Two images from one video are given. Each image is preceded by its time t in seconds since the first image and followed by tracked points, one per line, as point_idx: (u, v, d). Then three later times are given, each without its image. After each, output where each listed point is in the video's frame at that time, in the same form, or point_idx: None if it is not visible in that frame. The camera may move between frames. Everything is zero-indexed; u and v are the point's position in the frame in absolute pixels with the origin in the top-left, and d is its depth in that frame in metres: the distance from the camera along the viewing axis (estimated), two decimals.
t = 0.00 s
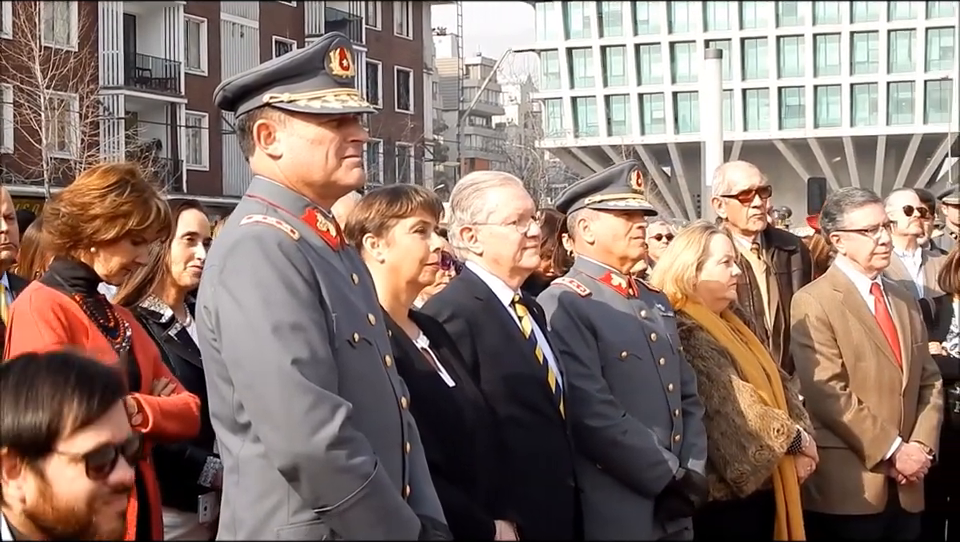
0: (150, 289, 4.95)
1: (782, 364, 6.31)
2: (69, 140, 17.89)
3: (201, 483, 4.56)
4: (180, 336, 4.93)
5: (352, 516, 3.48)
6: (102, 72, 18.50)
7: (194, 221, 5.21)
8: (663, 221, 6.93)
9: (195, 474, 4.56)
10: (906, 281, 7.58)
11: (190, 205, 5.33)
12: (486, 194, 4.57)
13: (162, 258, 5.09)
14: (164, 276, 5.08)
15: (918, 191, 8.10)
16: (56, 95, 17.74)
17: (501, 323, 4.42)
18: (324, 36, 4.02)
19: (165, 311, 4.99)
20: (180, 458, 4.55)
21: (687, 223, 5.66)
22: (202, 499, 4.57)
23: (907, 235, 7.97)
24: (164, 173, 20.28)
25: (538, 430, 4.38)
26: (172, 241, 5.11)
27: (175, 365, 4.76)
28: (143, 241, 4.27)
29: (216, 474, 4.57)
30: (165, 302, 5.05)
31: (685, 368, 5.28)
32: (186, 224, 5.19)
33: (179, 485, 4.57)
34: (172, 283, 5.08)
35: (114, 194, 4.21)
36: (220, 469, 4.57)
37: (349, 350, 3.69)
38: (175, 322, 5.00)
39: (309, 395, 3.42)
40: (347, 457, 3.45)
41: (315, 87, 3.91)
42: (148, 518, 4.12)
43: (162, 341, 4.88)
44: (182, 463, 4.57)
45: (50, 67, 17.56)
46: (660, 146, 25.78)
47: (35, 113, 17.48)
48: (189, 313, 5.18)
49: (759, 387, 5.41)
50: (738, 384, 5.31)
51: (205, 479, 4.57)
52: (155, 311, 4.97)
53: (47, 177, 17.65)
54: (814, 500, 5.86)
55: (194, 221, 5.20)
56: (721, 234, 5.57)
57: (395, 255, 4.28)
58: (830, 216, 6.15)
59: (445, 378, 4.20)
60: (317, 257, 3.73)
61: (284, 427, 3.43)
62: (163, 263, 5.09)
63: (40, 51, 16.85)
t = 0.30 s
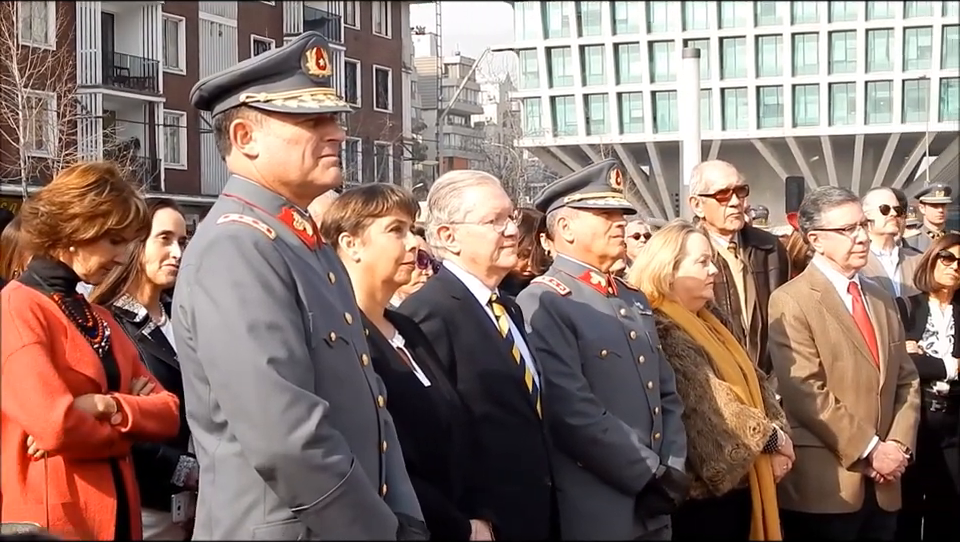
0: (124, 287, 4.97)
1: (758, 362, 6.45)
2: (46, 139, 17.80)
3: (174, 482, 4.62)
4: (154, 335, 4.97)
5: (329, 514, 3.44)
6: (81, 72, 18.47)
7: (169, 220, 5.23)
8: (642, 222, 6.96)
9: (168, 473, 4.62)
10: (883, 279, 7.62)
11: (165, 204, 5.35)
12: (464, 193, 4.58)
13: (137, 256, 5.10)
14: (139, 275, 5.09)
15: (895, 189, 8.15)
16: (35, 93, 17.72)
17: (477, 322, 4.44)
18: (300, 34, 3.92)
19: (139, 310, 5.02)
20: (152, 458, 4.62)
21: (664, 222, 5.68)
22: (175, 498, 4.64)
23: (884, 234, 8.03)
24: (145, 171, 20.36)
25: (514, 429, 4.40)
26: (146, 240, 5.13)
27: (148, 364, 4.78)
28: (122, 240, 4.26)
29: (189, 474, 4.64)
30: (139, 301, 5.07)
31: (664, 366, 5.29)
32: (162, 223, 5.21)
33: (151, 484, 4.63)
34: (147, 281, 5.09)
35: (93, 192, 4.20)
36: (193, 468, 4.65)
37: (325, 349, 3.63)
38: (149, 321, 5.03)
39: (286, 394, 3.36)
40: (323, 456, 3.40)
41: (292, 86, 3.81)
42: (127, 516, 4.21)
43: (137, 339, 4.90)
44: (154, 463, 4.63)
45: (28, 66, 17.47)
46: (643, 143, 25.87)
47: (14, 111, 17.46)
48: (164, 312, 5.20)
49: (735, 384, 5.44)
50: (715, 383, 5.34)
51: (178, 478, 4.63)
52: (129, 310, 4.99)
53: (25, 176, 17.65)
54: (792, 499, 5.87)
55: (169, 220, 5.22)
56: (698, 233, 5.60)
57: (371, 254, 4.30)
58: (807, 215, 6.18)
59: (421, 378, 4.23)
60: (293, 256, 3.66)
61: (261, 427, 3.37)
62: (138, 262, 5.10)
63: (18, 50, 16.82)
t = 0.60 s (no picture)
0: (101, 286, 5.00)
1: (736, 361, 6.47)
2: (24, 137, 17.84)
3: (152, 481, 4.62)
4: (131, 334, 4.96)
5: (304, 513, 3.40)
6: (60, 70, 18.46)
7: (146, 219, 5.25)
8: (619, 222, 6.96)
9: (146, 472, 4.61)
10: (861, 279, 7.66)
11: (142, 203, 5.37)
12: (442, 193, 4.57)
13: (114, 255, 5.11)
14: (116, 274, 5.10)
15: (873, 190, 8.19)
16: (13, 91, 17.70)
17: (455, 321, 4.44)
18: (278, 34, 3.85)
19: (116, 309, 5.00)
20: (131, 458, 4.60)
21: (646, 222, 5.68)
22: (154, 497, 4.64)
23: (861, 234, 8.08)
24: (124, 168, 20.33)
25: (492, 429, 4.40)
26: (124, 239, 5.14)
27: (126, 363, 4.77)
28: (103, 236, 4.27)
29: (168, 473, 4.64)
30: (116, 300, 5.07)
31: (645, 367, 5.30)
32: (139, 222, 5.23)
33: (130, 483, 4.63)
34: (124, 280, 5.10)
35: (73, 189, 4.22)
36: (172, 468, 4.64)
37: (301, 349, 3.57)
38: (126, 320, 5.02)
39: (259, 393, 3.32)
40: (297, 455, 3.35)
41: (268, 87, 3.75)
42: (109, 517, 4.20)
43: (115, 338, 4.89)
44: (133, 463, 4.61)
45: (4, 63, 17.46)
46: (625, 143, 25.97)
47: None
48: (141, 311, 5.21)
49: (711, 382, 5.47)
50: (692, 382, 5.37)
51: (157, 478, 4.63)
52: (105, 309, 4.96)
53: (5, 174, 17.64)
54: (770, 499, 5.88)
55: (146, 219, 5.24)
56: (681, 233, 5.59)
57: (347, 254, 4.31)
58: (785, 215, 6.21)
59: (398, 378, 4.23)
60: (269, 255, 3.61)
61: (235, 426, 3.33)
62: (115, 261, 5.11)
63: None
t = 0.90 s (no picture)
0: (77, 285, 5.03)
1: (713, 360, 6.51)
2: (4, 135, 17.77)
3: (130, 481, 4.61)
4: (108, 332, 4.99)
5: (278, 514, 3.32)
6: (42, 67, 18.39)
7: (122, 217, 5.20)
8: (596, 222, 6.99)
9: (124, 473, 4.60)
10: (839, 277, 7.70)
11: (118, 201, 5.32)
12: (421, 191, 4.55)
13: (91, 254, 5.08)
14: (92, 273, 5.11)
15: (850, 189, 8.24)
16: None
17: (433, 320, 4.44)
18: (253, 31, 3.77)
19: (93, 308, 5.05)
20: (108, 457, 4.59)
21: (626, 220, 5.67)
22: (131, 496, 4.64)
23: (839, 233, 8.12)
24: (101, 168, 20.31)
25: (469, 429, 4.40)
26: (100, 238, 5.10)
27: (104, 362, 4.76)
28: (66, 208, 4.28)
29: (145, 473, 4.62)
30: (92, 299, 5.11)
31: (625, 366, 5.31)
32: (115, 220, 5.18)
33: (108, 483, 4.62)
34: (101, 279, 5.13)
35: (22, 173, 4.26)
36: (149, 467, 4.62)
37: (276, 349, 3.49)
38: (103, 319, 5.06)
39: (233, 393, 3.23)
40: (272, 455, 3.27)
41: (242, 85, 3.68)
42: (93, 518, 4.19)
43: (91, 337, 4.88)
44: (111, 462, 4.59)
45: None
46: (602, 143, 26.08)
47: None
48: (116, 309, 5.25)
49: (690, 381, 5.48)
50: (671, 381, 5.39)
51: (134, 478, 4.61)
52: (83, 308, 5.02)
53: None
54: (748, 498, 5.91)
55: (123, 217, 5.20)
56: (659, 232, 5.62)
57: (324, 253, 4.30)
58: (765, 214, 6.21)
59: (375, 377, 4.22)
60: (244, 254, 3.52)
61: (209, 427, 3.24)
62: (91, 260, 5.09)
63: None
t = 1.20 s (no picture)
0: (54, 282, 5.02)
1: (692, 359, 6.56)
2: None
3: (107, 479, 4.60)
4: (87, 329, 5.01)
5: (261, 511, 3.32)
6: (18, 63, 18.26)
7: (101, 215, 5.17)
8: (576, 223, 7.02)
9: (100, 471, 4.60)
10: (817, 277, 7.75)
11: (96, 198, 5.29)
12: (400, 190, 4.56)
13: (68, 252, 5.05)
14: (70, 270, 5.08)
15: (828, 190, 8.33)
16: None
17: (412, 318, 4.45)
18: (232, 29, 3.76)
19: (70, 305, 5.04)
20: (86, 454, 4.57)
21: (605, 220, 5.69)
22: (107, 494, 4.62)
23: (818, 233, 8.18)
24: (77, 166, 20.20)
25: (447, 428, 4.41)
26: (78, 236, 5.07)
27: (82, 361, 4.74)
28: (43, 202, 4.28)
29: (121, 471, 4.61)
30: (70, 297, 5.10)
31: (605, 366, 5.33)
32: (93, 218, 5.14)
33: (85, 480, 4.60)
34: (79, 277, 5.10)
35: None
36: (125, 465, 4.61)
37: (257, 347, 3.49)
38: (81, 316, 5.08)
39: (215, 391, 3.22)
40: (255, 453, 3.27)
41: (219, 82, 3.67)
42: (80, 516, 4.14)
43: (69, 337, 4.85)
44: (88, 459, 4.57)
45: None
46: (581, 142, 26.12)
47: None
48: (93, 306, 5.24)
49: (667, 378, 5.50)
50: (649, 380, 5.42)
51: (111, 476, 4.60)
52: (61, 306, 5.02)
53: None
54: (729, 496, 5.92)
55: (101, 215, 5.17)
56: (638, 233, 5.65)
57: (303, 251, 4.29)
58: (746, 214, 6.25)
59: (353, 375, 4.22)
60: (224, 253, 3.52)
61: (191, 425, 3.23)
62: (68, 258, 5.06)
63: None
